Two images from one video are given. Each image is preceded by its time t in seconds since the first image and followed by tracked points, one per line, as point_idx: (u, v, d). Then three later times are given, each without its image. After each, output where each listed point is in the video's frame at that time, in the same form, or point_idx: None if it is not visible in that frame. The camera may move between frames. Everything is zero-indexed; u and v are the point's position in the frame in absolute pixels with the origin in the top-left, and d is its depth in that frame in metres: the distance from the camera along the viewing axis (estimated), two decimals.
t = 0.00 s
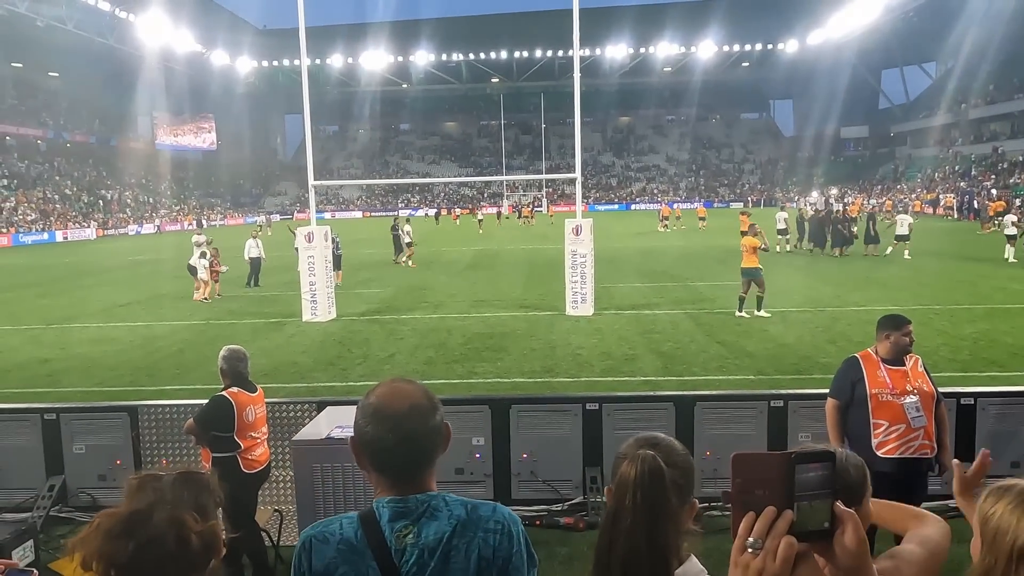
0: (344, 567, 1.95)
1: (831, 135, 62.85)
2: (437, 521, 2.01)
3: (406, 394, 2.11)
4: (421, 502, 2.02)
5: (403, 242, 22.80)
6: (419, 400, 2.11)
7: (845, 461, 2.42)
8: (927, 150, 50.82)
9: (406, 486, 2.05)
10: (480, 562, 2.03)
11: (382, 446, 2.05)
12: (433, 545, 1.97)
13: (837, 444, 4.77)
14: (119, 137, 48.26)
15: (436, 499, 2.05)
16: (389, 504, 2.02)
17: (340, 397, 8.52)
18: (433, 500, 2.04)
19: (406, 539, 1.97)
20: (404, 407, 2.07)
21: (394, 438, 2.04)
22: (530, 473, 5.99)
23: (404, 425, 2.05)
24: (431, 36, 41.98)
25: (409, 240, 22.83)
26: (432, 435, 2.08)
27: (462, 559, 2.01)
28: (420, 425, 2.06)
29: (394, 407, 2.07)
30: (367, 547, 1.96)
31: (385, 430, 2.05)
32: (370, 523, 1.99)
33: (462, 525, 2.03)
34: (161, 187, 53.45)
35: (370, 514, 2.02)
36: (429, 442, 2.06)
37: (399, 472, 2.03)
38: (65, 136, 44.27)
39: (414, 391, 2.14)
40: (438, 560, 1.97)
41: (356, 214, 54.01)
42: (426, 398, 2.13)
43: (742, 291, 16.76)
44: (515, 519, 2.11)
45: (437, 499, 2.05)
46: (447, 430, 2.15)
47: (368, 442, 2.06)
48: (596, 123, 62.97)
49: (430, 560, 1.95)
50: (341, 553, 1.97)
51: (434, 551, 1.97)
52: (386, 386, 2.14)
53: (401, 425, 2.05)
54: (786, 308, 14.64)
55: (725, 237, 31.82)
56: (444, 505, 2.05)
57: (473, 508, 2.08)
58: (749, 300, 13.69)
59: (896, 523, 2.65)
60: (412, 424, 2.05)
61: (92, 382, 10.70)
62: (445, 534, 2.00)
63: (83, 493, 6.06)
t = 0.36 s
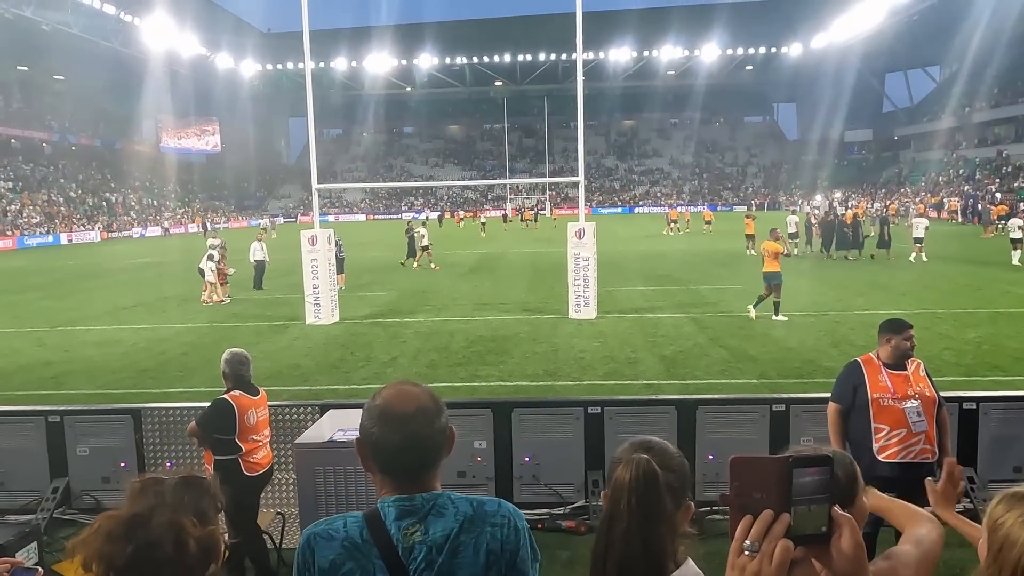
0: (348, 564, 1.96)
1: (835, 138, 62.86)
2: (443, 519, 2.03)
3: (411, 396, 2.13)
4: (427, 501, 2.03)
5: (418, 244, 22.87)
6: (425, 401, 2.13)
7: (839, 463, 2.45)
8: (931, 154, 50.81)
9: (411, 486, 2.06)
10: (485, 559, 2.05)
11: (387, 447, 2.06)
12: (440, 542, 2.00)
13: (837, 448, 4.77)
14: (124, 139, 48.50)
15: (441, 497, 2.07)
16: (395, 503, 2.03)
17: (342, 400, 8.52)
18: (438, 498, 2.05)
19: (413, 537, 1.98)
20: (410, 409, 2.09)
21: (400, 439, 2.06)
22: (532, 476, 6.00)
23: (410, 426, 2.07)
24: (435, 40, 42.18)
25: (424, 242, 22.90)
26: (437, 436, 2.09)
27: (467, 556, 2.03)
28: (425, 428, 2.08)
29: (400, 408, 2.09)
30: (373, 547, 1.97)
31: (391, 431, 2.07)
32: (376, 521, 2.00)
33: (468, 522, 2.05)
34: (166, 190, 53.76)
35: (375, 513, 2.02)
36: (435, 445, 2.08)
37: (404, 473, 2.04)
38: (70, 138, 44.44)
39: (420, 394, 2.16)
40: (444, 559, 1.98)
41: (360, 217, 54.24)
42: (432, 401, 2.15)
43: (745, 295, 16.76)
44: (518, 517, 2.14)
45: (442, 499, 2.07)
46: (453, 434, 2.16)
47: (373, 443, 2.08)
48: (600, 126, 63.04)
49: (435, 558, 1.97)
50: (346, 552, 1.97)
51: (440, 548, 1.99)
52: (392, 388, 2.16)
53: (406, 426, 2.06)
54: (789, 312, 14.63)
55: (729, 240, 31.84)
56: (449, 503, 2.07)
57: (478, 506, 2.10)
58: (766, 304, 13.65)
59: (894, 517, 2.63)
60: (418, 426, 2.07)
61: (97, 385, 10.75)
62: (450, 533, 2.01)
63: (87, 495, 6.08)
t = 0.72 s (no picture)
0: (343, 571, 1.98)
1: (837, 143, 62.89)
2: (435, 524, 2.04)
3: (402, 403, 2.15)
4: (419, 508, 2.04)
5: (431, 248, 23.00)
6: (416, 407, 2.15)
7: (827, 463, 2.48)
8: (933, 159, 50.81)
9: (403, 493, 2.07)
10: (478, 565, 2.06)
11: (377, 453, 2.08)
12: (433, 549, 2.00)
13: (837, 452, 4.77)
14: (127, 144, 48.64)
15: (433, 504, 2.08)
16: (387, 510, 2.04)
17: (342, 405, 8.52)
18: (430, 505, 2.07)
19: (405, 543, 1.99)
20: (400, 415, 2.10)
21: (391, 446, 2.07)
22: (533, 481, 6.00)
23: (402, 431, 2.09)
24: (437, 45, 42.33)
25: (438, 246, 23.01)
26: (427, 444, 2.10)
27: (460, 561, 2.04)
28: (415, 433, 2.10)
29: (390, 415, 2.10)
30: (365, 553, 1.98)
31: (382, 438, 2.08)
32: (367, 528, 2.01)
33: (460, 528, 2.07)
34: (169, 194, 53.92)
35: (367, 520, 2.04)
36: (424, 449, 2.10)
37: (395, 479, 2.06)
38: (73, 142, 44.56)
39: (411, 400, 2.17)
40: (437, 564, 1.99)
41: (362, 221, 54.36)
42: (423, 406, 2.17)
43: (747, 300, 16.74)
44: (510, 522, 2.16)
45: (435, 504, 2.08)
46: (443, 438, 2.18)
47: (365, 449, 2.10)
48: (602, 131, 63.12)
49: (429, 561, 1.99)
50: (340, 559, 2.00)
51: (433, 554, 2.00)
52: (384, 395, 2.18)
53: (396, 434, 2.08)
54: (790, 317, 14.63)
55: (731, 244, 31.83)
56: (442, 509, 2.09)
57: (470, 511, 2.12)
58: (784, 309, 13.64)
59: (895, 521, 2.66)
60: (408, 433, 2.08)
61: (99, 389, 10.77)
62: (442, 539, 2.03)
63: (88, 499, 6.11)
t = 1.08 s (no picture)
0: None
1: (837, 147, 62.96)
2: (422, 532, 2.04)
3: (387, 409, 2.15)
4: (405, 515, 2.05)
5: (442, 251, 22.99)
6: (401, 414, 2.16)
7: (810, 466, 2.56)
8: (933, 163, 50.89)
9: (389, 500, 2.07)
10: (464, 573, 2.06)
11: (362, 459, 2.08)
12: (419, 557, 1.99)
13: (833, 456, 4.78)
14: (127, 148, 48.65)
15: (420, 512, 2.08)
16: (374, 517, 2.04)
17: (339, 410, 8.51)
18: (417, 513, 2.07)
19: (391, 552, 1.99)
20: (384, 421, 2.11)
21: (377, 453, 2.07)
22: (529, 486, 6.00)
23: (387, 438, 2.09)
24: (438, 48, 42.38)
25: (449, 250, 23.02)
26: (413, 448, 2.11)
27: (446, 569, 2.03)
28: (400, 438, 2.10)
29: (374, 421, 2.11)
30: (352, 561, 1.99)
31: (367, 444, 2.09)
32: (354, 537, 2.01)
33: (446, 536, 2.06)
34: (169, 197, 54.05)
35: (355, 528, 2.04)
36: (409, 455, 2.10)
37: (382, 486, 2.07)
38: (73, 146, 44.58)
39: (395, 406, 2.18)
40: (423, 572, 1.99)
41: (361, 224, 54.50)
42: (409, 412, 2.18)
43: (745, 304, 16.77)
44: (498, 529, 2.15)
45: (421, 512, 2.08)
46: (429, 444, 2.19)
47: (350, 456, 2.10)
48: (601, 135, 63.24)
49: (415, 569, 1.98)
50: (326, 567, 2.01)
51: (419, 562, 2.00)
52: (369, 401, 2.19)
53: (381, 439, 2.08)
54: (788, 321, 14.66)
55: (731, 248, 31.89)
56: (429, 517, 2.08)
57: (458, 519, 2.11)
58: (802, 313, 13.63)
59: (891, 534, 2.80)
60: (393, 439, 2.09)
61: (97, 392, 10.77)
62: (428, 547, 2.02)
63: (84, 503, 6.09)
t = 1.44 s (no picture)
0: None
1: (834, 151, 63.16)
2: (406, 544, 2.04)
3: (371, 417, 2.15)
4: (390, 527, 2.05)
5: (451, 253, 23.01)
6: (385, 422, 2.15)
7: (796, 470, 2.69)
8: (928, 167, 51.12)
9: (374, 510, 2.07)
10: None
11: (346, 469, 2.08)
12: (402, 570, 1.99)
13: (825, 459, 4.78)
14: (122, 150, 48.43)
15: (405, 523, 2.07)
16: (358, 530, 2.04)
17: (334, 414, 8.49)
18: (402, 525, 2.07)
19: (375, 564, 1.98)
20: (369, 431, 2.10)
21: (359, 463, 2.07)
22: (524, 490, 6.01)
23: (373, 446, 2.08)
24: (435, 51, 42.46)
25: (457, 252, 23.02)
26: (397, 457, 2.11)
27: None
28: (385, 448, 2.09)
29: (358, 432, 2.10)
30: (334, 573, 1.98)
31: (351, 453, 2.09)
32: (338, 550, 2.01)
33: (431, 548, 2.06)
34: (166, 200, 54.05)
35: (338, 541, 2.03)
36: (395, 464, 2.10)
37: (366, 497, 2.06)
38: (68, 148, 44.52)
39: (379, 414, 2.17)
40: None
41: (358, 227, 54.51)
42: (394, 420, 2.18)
43: (741, 307, 16.79)
44: (483, 541, 2.14)
45: (405, 524, 2.07)
46: (415, 451, 2.19)
47: (334, 466, 2.10)
48: (597, 138, 63.33)
49: None
50: None
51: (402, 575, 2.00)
52: (355, 409, 2.18)
53: (364, 450, 2.08)
54: (784, 324, 14.70)
55: (726, 251, 31.96)
56: (414, 528, 2.08)
57: (442, 531, 2.11)
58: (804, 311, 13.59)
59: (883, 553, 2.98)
60: (378, 448, 2.08)
61: (91, 396, 10.74)
62: (412, 560, 2.02)
63: (77, 507, 6.07)
